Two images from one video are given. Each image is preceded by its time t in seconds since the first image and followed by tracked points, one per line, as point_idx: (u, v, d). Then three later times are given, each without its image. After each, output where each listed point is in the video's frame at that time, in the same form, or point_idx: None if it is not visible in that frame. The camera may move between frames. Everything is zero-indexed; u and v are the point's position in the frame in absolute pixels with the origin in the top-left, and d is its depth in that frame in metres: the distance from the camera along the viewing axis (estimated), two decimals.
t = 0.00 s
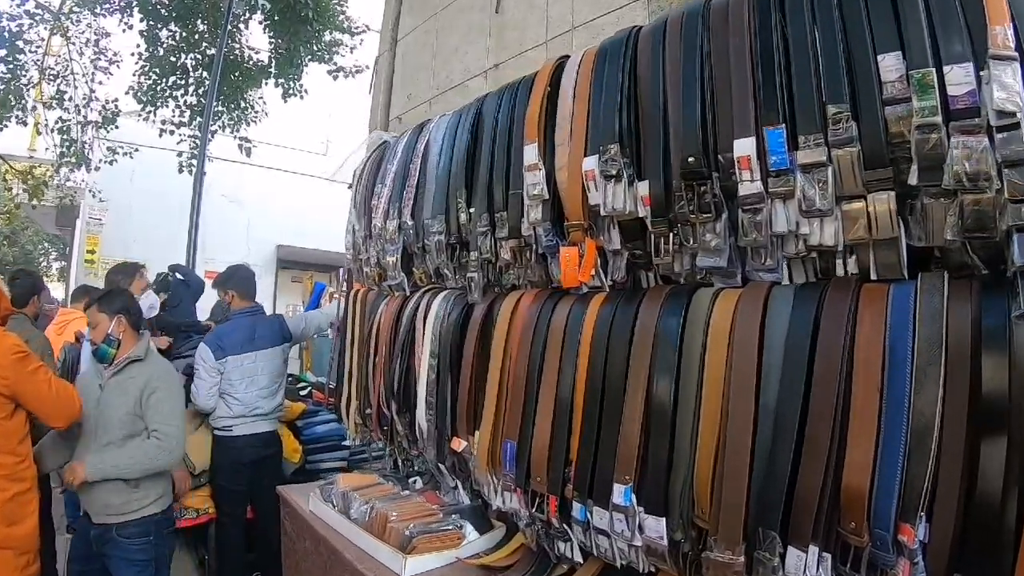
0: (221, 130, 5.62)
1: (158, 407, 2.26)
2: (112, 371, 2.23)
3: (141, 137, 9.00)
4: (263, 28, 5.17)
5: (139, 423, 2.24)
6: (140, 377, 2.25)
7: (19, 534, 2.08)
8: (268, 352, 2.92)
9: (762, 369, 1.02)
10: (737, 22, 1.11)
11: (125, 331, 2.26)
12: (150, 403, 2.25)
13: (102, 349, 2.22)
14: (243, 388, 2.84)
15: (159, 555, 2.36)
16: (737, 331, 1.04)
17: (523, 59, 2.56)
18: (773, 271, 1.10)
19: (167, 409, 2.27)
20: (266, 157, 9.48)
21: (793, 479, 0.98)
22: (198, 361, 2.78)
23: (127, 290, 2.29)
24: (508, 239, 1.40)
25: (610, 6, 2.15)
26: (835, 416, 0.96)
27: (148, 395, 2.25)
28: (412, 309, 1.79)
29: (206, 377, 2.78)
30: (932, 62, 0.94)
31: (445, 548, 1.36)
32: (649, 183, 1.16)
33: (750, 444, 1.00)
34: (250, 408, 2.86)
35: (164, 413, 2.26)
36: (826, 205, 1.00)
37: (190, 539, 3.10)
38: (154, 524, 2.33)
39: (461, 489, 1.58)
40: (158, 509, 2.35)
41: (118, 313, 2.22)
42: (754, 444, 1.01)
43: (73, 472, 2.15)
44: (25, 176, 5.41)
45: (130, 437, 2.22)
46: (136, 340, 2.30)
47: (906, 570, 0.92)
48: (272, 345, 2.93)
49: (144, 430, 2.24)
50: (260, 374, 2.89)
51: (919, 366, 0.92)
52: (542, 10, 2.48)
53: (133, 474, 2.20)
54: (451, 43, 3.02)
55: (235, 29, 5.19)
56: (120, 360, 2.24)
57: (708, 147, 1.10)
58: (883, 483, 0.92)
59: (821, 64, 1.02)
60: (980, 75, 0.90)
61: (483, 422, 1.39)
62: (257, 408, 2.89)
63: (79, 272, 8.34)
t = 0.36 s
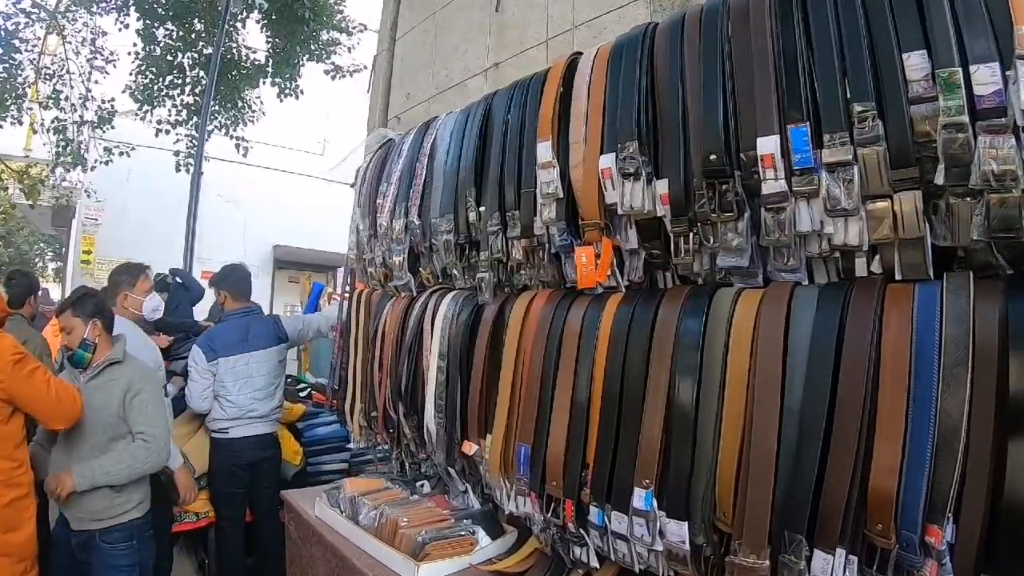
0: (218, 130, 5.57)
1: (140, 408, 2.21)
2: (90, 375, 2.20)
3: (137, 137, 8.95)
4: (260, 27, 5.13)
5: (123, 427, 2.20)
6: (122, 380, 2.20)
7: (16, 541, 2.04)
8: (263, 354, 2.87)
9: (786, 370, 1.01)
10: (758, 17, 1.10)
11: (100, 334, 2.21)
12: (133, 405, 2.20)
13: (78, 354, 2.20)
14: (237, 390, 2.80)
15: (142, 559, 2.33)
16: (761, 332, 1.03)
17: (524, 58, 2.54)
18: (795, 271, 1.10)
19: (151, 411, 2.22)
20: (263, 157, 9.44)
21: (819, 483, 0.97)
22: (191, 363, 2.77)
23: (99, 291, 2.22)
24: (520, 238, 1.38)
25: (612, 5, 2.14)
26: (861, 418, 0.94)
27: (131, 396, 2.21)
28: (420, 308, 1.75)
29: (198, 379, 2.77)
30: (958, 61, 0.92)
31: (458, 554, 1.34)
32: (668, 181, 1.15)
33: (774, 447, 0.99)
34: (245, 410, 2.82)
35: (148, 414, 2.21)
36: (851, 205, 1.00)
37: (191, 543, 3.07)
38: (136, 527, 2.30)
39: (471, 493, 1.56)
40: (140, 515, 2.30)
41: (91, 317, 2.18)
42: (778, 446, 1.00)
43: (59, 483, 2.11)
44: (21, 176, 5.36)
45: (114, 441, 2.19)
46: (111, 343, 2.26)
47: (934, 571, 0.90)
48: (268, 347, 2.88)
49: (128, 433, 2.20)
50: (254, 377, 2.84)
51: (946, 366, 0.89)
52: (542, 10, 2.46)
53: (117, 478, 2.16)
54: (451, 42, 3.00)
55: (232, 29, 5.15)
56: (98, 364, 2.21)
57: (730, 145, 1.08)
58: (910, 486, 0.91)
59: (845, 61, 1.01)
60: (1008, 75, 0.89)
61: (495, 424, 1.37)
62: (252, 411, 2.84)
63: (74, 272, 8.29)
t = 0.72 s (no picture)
0: (213, 129, 5.52)
1: (119, 405, 2.19)
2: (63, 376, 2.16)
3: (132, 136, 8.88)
4: (256, 27, 5.10)
5: (103, 425, 2.17)
6: (99, 377, 2.18)
7: (7, 550, 2.00)
8: (254, 356, 2.81)
9: (811, 372, 1.01)
10: (781, 15, 1.11)
11: (72, 333, 2.18)
12: (115, 402, 2.18)
13: (51, 354, 2.14)
14: (226, 393, 2.76)
15: (125, 556, 2.31)
16: (786, 332, 1.03)
17: (523, 58, 2.51)
18: (819, 271, 1.10)
19: (133, 408, 2.22)
20: (259, 156, 9.39)
21: (846, 485, 0.96)
22: (181, 366, 2.76)
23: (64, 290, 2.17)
24: (533, 238, 1.35)
25: (612, 5, 2.12)
26: (890, 421, 0.93)
27: (110, 393, 2.19)
28: (429, 307, 1.68)
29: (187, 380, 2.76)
30: (985, 60, 0.93)
31: (470, 562, 1.30)
32: (688, 180, 1.15)
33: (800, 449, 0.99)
34: (236, 413, 2.77)
35: (129, 411, 2.20)
36: (878, 204, 1.01)
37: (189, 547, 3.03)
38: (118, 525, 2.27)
39: (482, 497, 1.53)
40: (124, 512, 2.28)
41: (63, 316, 2.12)
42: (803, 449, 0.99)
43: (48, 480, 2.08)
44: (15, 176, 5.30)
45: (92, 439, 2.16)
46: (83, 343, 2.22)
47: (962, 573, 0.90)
48: (259, 350, 2.82)
49: (110, 430, 2.18)
50: (244, 380, 2.78)
51: (974, 368, 0.89)
52: (543, 9, 2.44)
53: (104, 476, 2.14)
54: (451, 41, 2.96)
55: (229, 28, 5.11)
56: (72, 362, 2.17)
57: (754, 142, 1.09)
58: (938, 488, 0.90)
59: (871, 59, 1.02)
60: None
61: (507, 428, 1.35)
62: (244, 415, 2.79)
63: (69, 273, 8.23)
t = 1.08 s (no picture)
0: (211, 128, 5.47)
1: (103, 399, 2.14)
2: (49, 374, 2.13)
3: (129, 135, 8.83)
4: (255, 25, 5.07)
5: (87, 419, 2.12)
6: (83, 372, 2.14)
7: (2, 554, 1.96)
8: (244, 356, 2.76)
9: (834, 371, 0.99)
10: (802, 10, 1.10)
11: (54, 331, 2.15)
12: (99, 395, 2.14)
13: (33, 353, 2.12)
14: (216, 393, 2.72)
15: (115, 554, 2.27)
16: (808, 331, 1.01)
17: (524, 56, 2.48)
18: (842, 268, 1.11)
19: (119, 402, 2.17)
20: (256, 155, 9.35)
21: (870, 485, 0.95)
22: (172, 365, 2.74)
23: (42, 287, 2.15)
24: (543, 235, 1.32)
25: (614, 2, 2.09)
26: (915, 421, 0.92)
27: (95, 387, 2.15)
28: (436, 304, 1.63)
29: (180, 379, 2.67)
30: (1010, 56, 0.93)
31: (481, 567, 1.28)
32: (706, 176, 1.13)
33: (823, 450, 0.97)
34: (228, 414, 2.74)
35: (115, 404, 2.15)
36: (902, 201, 1.00)
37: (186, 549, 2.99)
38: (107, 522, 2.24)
39: (490, 500, 1.51)
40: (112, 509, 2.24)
41: (43, 314, 2.10)
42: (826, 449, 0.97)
43: (37, 471, 2.04)
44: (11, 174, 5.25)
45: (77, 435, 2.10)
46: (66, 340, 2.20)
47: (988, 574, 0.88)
48: (249, 351, 2.77)
49: (94, 425, 2.13)
50: (233, 380, 2.73)
51: (1000, 369, 0.87)
52: (544, 6, 2.41)
53: (91, 470, 2.09)
54: (451, 39, 2.93)
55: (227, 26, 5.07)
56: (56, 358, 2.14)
57: (776, 138, 1.09)
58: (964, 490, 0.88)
59: (896, 55, 1.02)
60: None
61: (516, 431, 1.32)
62: (236, 415, 2.75)
63: (66, 272, 8.17)
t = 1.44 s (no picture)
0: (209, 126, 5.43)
1: (89, 393, 2.09)
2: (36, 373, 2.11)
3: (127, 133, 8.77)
4: (254, 22, 5.02)
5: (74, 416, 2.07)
6: (68, 368, 2.10)
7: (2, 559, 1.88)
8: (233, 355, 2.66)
9: (863, 370, 0.96)
10: None
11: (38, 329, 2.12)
12: (86, 389, 2.09)
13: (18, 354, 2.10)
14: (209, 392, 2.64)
15: (111, 554, 2.23)
16: (836, 328, 0.98)
17: (527, 54, 2.44)
18: (869, 263, 1.08)
19: (107, 397, 2.12)
20: (255, 154, 9.29)
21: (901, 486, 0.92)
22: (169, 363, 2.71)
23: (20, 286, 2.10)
24: (556, 229, 1.28)
25: None
26: (947, 419, 0.89)
27: (81, 382, 2.10)
28: (444, 301, 1.57)
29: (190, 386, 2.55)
30: None
31: (493, 573, 1.23)
32: (728, 169, 1.10)
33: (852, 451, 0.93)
34: (221, 413, 2.65)
35: (101, 398, 2.10)
36: (932, 194, 0.98)
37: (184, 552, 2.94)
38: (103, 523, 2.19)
39: (499, 503, 1.46)
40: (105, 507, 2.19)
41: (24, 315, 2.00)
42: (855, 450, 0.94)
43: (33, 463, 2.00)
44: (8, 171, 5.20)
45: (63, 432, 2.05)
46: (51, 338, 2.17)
47: None
48: (239, 349, 2.66)
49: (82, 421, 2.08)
50: (224, 378, 2.65)
51: None
52: (547, 3, 2.36)
53: (83, 464, 2.06)
54: (452, 36, 2.88)
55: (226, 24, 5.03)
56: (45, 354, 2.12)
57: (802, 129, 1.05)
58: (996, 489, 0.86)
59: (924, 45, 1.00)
60: None
61: (528, 432, 1.28)
62: (229, 416, 2.67)
63: (64, 271, 8.11)
